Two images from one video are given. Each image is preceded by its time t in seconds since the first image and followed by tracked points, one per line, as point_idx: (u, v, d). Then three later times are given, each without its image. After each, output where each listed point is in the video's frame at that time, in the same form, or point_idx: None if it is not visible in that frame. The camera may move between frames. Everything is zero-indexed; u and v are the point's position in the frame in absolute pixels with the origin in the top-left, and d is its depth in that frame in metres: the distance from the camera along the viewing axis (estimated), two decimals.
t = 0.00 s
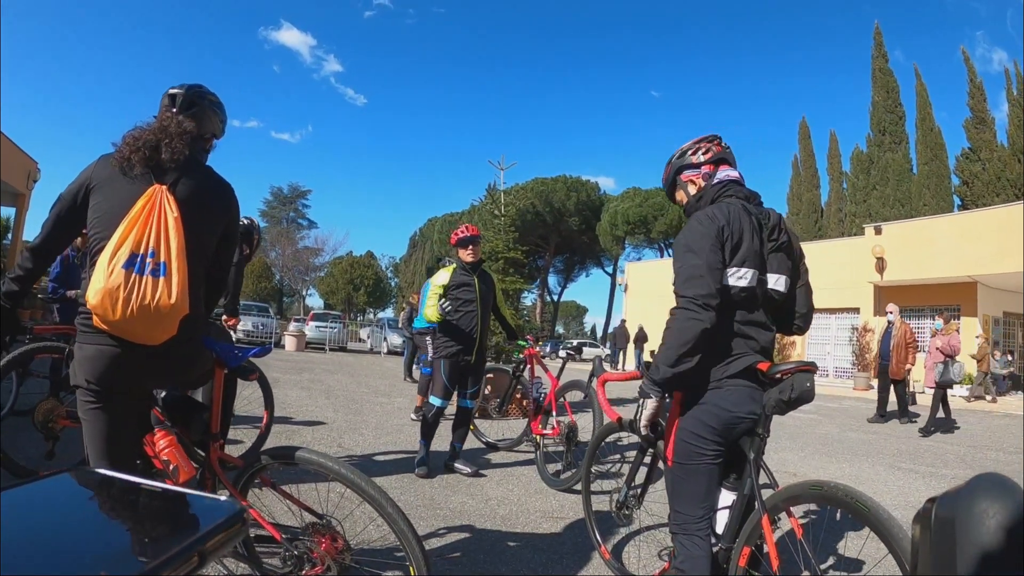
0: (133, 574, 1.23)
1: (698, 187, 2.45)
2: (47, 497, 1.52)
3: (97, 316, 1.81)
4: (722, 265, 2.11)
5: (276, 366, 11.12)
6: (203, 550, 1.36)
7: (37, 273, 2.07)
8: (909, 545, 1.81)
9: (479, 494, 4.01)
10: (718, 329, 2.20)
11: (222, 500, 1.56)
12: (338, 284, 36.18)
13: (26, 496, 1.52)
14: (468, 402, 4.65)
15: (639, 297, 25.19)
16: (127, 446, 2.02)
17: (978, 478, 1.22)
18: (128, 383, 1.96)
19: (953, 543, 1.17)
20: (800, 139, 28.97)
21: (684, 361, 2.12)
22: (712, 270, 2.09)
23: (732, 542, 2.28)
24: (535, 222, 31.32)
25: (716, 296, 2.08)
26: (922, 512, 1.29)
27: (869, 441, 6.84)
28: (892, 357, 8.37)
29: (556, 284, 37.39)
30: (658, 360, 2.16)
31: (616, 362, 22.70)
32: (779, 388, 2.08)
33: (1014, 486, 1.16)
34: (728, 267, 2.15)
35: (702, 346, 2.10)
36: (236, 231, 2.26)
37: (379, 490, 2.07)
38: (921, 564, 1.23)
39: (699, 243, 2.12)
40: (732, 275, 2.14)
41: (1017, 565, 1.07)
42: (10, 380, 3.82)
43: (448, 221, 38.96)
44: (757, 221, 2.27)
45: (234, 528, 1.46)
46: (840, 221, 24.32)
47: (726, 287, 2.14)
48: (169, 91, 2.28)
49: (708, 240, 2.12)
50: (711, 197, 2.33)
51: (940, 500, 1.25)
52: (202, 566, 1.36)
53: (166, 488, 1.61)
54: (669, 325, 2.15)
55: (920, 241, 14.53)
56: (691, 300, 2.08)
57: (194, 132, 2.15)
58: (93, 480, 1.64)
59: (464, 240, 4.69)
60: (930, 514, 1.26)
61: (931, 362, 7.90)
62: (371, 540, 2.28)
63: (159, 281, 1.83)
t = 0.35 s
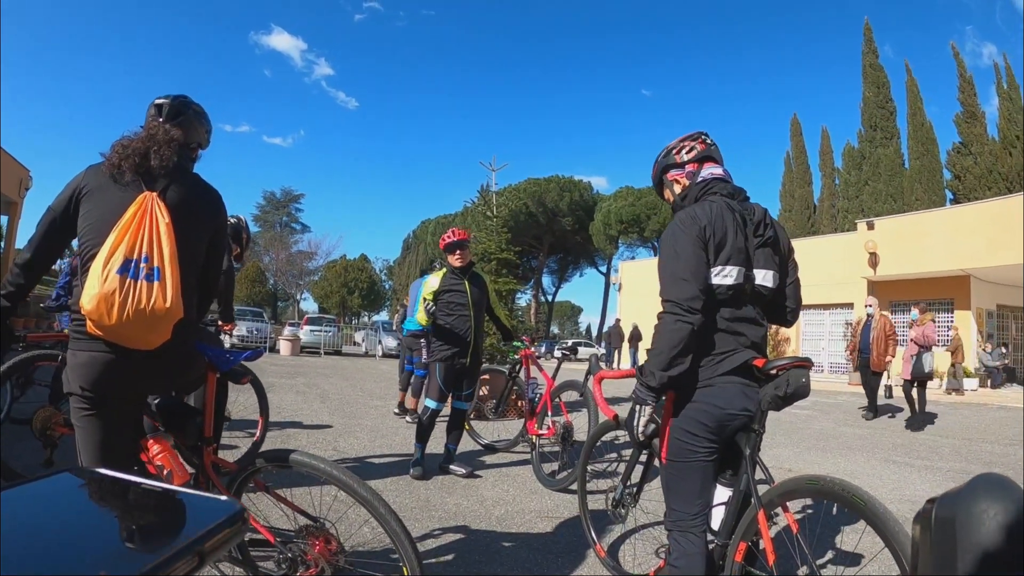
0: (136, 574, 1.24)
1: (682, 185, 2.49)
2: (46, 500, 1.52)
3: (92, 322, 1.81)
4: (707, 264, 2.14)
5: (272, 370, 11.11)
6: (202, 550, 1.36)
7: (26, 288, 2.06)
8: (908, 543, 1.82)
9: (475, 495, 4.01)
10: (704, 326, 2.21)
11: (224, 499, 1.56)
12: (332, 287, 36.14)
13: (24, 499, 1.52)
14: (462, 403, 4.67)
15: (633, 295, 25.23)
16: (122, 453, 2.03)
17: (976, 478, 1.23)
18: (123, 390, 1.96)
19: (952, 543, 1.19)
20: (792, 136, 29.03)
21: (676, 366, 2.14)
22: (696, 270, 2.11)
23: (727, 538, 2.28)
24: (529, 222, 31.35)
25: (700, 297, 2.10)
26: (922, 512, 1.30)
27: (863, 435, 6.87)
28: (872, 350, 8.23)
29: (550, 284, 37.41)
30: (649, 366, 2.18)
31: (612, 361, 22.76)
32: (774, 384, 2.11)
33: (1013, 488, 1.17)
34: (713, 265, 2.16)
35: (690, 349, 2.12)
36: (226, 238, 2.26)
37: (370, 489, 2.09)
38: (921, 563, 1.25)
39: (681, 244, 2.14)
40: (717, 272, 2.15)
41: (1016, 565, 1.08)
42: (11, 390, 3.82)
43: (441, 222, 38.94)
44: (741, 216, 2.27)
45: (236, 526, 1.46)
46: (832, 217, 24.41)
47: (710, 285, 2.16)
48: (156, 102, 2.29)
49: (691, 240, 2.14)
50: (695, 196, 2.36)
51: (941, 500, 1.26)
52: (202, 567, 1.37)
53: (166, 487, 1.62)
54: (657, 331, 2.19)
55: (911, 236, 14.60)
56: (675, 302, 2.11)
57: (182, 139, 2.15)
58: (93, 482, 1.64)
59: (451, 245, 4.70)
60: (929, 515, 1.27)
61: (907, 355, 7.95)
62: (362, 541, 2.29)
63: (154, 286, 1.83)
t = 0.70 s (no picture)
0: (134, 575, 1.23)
1: (687, 181, 2.46)
2: (44, 498, 1.52)
3: (90, 321, 1.80)
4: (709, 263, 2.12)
5: (275, 370, 11.13)
6: (202, 551, 1.35)
7: (24, 288, 2.06)
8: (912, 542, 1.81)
9: (477, 496, 4.00)
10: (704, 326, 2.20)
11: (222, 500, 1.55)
12: (336, 287, 36.17)
13: (23, 499, 1.51)
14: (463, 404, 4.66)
15: (637, 295, 25.20)
16: (121, 453, 2.02)
17: (976, 477, 1.21)
18: (122, 390, 1.96)
19: (952, 544, 1.17)
20: (796, 135, 28.95)
21: (669, 365, 2.13)
22: (697, 269, 2.10)
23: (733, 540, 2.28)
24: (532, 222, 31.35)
25: (701, 296, 2.09)
26: (922, 511, 1.28)
27: (868, 436, 6.84)
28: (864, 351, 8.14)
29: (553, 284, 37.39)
30: (643, 362, 2.19)
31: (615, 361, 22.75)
32: (783, 384, 2.07)
33: (1014, 487, 1.16)
34: (716, 265, 2.15)
35: (686, 348, 2.10)
36: (225, 239, 2.25)
37: (371, 492, 2.08)
38: (920, 564, 1.23)
39: (684, 241, 2.13)
40: (722, 272, 2.13)
41: (1015, 565, 1.06)
42: (15, 391, 3.83)
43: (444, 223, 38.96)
44: (746, 215, 2.26)
45: (234, 527, 1.44)
46: (836, 217, 24.34)
47: (713, 286, 2.14)
48: (156, 102, 2.29)
49: (694, 238, 2.13)
50: (700, 193, 2.35)
51: (941, 500, 1.24)
52: (201, 568, 1.35)
53: (166, 487, 1.61)
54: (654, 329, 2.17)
55: (916, 235, 14.55)
56: (675, 301, 2.10)
57: (181, 139, 2.14)
58: (90, 479, 1.64)
59: (450, 245, 4.69)
60: (930, 515, 1.26)
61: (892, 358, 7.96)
62: (364, 543, 2.25)
63: (152, 284, 1.83)
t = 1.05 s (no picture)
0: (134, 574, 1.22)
1: (700, 173, 2.43)
2: (41, 500, 1.51)
3: (85, 317, 1.79)
4: (724, 262, 2.09)
5: (279, 369, 11.13)
6: (202, 551, 1.33)
7: (19, 287, 2.08)
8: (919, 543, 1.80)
9: (480, 497, 3.98)
10: (723, 327, 2.18)
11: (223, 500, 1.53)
12: (339, 287, 36.17)
13: (19, 501, 1.50)
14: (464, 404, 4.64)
15: (641, 295, 25.14)
16: (117, 452, 2.01)
17: (974, 478, 1.19)
18: (120, 389, 1.95)
19: (954, 545, 1.14)
20: (801, 135, 28.82)
21: (697, 366, 2.08)
22: (714, 268, 2.07)
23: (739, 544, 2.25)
24: (535, 222, 31.36)
25: (722, 296, 2.06)
26: (920, 511, 1.25)
27: (873, 438, 6.80)
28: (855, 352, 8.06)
29: (557, 284, 37.35)
30: (669, 366, 2.10)
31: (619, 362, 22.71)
32: (789, 386, 2.06)
33: (1016, 489, 1.14)
34: (732, 263, 2.13)
35: (710, 350, 2.07)
36: (224, 237, 2.24)
37: (371, 495, 2.06)
38: (920, 565, 1.20)
39: (703, 238, 2.10)
40: (735, 271, 2.12)
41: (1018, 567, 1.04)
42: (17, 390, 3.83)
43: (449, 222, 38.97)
44: (758, 214, 2.25)
45: (231, 526, 1.42)
46: (841, 217, 24.24)
47: (728, 285, 2.12)
48: (155, 97, 2.28)
49: (711, 236, 2.10)
50: (711, 187, 2.32)
51: (940, 500, 1.22)
52: (201, 568, 1.33)
53: (166, 487, 1.59)
54: (675, 331, 2.13)
55: (922, 236, 14.47)
56: (695, 301, 2.07)
57: (181, 135, 2.13)
58: (83, 478, 1.62)
59: (447, 245, 4.63)
60: (929, 515, 1.23)
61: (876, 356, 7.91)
62: (370, 544, 2.23)
63: (149, 281, 1.82)
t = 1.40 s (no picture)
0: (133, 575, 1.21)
1: (712, 168, 2.39)
2: (39, 500, 1.49)
3: (77, 312, 1.77)
4: (735, 262, 2.07)
5: (279, 367, 11.12)
6: (201, 551, 1.31)
7: (13, 280, 2.12)
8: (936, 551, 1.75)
9: (480, 498, 3.96)
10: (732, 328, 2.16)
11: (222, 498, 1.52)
12: (340, 285, 36.16)
13: (16, 501, 1.47)
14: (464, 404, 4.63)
15: (641, 295, 25.11)
16: (108, 450, 2.00)
17: (973, 479, 1.18)
18: (112, 387, 1.94)
19: (953, 545, 1.12)
20: (803, 135, 28.75)
21: (704, 368, 2.07)
22: (724, 267, 2.05)
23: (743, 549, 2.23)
24: (536, 221, 31.34)
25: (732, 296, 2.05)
26: (921, 512, 1.24)
27: (875, 440, 6.78)
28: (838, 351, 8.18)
29: (557, 283, 37.33)
30: (676, 367, 2.09)
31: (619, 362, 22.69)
32: (797, 389, 2.04)
33: (1016, 489, 1.12)
34: (742, 263, 2.10)
35: (718, 351, 2.05)
36: (222, 235, 2.22)
37: (368, 497, 2.04)
38: (920, 565, 1.19)
39: (715, 236, 2.07)
40: (745, 270, 2.09)
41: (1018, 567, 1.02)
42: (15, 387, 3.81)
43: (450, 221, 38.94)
44: (770, 215, 2.23)
45: (235, 525, 1.41)
46: (843, 218, 24.21)
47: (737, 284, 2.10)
48: (154, 91, 2.26)
49: (723, 234, 2.08)
50: (724, 183, 2.30)
51: (940, 500, 1.21)
52: (200, 568, 1.32)
53: (165, 487, 1.58)
54: (683, 331, 2.12)
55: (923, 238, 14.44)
56: (705, 301, 2.05)
57: (179, 130, 2.11)
58: (80, 479, 1.60)
59: (450, 241, 4.61)
60: (929, 516, 1.22)
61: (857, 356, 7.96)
62: (371, 546, 2.19)
63: (144, 277, 1.80)
